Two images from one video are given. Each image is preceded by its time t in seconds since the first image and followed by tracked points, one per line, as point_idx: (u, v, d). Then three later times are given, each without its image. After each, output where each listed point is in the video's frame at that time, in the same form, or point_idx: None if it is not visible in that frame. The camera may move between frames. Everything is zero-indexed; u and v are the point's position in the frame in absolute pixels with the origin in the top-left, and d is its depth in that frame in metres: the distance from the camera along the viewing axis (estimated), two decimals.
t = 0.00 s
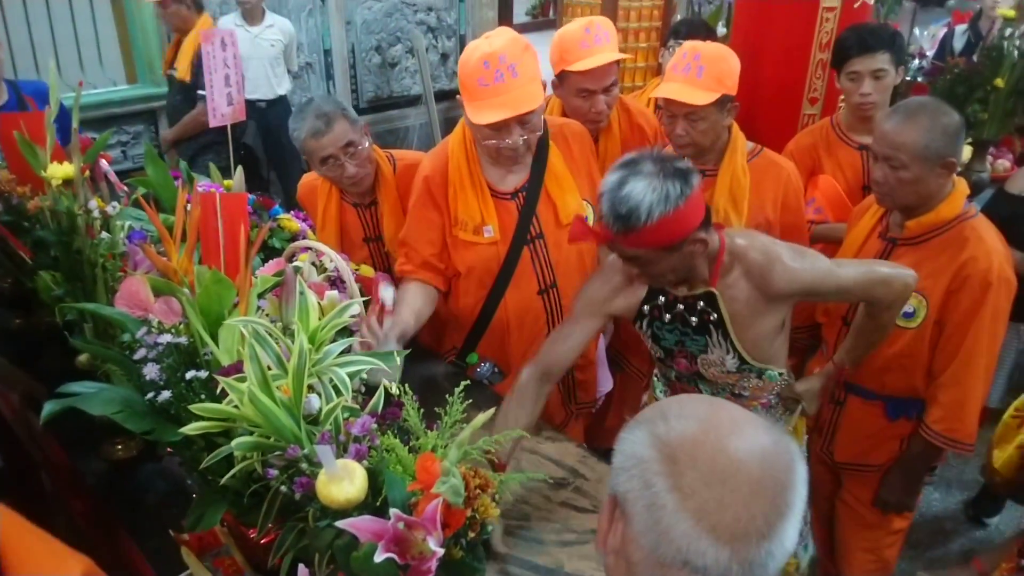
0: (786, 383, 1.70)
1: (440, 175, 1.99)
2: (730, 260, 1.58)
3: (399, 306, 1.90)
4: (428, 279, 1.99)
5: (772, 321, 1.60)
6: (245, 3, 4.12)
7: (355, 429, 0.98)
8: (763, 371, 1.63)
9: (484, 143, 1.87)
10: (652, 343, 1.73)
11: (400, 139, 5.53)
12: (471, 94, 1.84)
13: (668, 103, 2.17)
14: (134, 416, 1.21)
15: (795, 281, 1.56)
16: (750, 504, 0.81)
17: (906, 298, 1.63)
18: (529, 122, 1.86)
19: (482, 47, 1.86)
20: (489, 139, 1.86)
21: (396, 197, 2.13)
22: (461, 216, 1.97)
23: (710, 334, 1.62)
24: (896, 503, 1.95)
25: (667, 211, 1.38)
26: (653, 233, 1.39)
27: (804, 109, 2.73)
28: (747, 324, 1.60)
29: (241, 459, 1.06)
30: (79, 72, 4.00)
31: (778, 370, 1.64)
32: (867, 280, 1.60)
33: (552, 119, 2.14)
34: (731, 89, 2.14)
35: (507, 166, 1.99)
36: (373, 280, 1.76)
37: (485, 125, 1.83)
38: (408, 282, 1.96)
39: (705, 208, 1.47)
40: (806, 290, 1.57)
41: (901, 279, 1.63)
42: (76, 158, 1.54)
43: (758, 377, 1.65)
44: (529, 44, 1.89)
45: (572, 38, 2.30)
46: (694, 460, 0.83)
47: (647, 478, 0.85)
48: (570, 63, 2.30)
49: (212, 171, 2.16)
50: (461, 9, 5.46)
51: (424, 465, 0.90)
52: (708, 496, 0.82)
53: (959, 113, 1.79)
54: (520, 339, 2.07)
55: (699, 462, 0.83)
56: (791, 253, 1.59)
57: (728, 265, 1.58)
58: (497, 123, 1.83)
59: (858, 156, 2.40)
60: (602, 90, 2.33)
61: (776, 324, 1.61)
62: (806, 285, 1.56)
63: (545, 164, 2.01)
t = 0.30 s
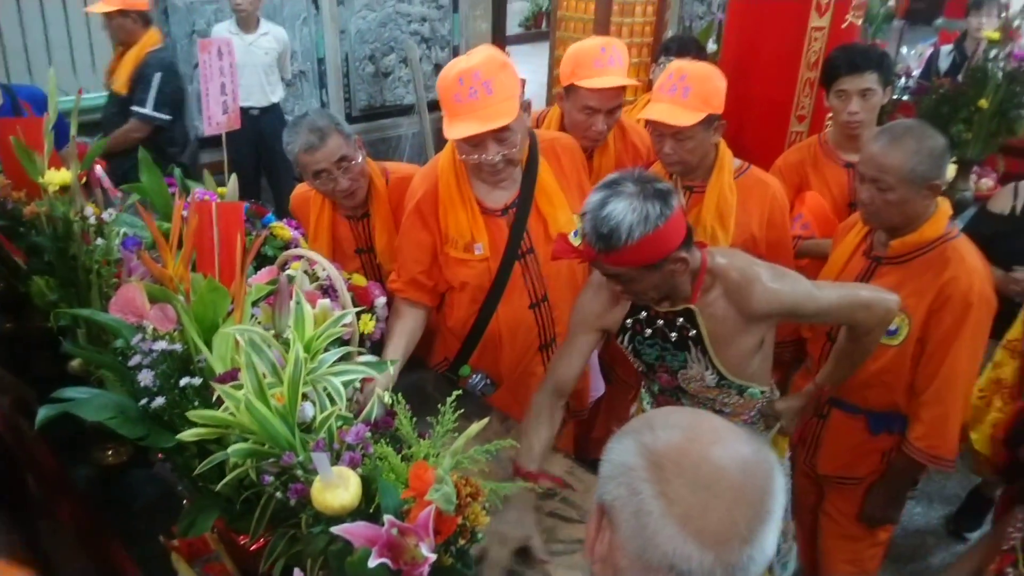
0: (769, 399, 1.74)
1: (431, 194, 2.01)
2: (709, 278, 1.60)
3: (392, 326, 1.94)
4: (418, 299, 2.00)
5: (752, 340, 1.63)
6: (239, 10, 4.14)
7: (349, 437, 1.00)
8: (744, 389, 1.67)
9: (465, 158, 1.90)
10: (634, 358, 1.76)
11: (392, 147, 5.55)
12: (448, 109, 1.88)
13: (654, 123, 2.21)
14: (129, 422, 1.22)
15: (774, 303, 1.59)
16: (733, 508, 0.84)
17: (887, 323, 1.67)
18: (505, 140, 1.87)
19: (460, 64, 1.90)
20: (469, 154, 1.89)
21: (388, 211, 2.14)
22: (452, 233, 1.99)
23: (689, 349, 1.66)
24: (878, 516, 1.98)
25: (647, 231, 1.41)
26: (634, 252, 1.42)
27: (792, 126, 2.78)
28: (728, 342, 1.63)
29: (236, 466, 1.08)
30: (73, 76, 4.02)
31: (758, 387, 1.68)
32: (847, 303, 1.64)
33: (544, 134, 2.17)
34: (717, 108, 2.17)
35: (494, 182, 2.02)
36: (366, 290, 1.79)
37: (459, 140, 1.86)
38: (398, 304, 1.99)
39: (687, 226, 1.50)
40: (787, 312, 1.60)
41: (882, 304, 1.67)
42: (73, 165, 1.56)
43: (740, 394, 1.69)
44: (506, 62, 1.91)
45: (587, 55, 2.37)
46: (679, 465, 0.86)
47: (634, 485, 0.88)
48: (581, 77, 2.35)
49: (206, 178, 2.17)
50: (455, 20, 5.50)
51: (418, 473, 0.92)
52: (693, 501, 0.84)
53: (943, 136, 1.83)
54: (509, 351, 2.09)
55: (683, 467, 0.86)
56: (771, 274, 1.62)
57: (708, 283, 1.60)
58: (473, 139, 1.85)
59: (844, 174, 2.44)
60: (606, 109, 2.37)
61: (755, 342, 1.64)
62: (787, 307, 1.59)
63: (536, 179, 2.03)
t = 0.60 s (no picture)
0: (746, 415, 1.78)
1: (415, 208, 2.04)
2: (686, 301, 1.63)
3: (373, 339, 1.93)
4: (399, 311, 2.03)
5: (727, 360, 1.66)
6: (232, 23, 4.16)
7: (333, 445, 1.02)
8: (720, 406, 1.71)
9: (448, 172, 1.93)
10: (616, 371, 1.80)
11: (381, 160, 5.59)
12: (429, 123, 1.91)
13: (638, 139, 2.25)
14: (114, 429, 1.24)
15: (749, 327, 1.61)
16: (703, 510, 0.87)
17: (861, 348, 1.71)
18: (486, 156, 1.90)
19: (442, 81, 1.93)
20: (450, 169, 1.92)
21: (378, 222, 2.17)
22: (436, 246, 2.02)
23: (666, 367, 1.69)
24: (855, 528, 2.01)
25: (625, 257, 1.44)
26: (613, 276, 1.45)
27: (775, 145, 2.83)
28: (703, 361, 1.65)
29: (221, 473, 1.09)
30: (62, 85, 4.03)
31: (734, 403, 1.71)
32: (822, 327, 1.67)
33: (528, 149, 2.20)
34: (697, 128, 2.20)
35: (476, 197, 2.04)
36: (352, 301, 1.82)
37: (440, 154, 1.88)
38: (380, 315, 2.00)
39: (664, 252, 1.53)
40: (762, 336, 1.63)
41: (857, 328, 1.71)
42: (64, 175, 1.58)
43: (716, 410, 1.72)
44: (487, 79, 1.93)
45: (589, 70, 2.41)
46: (652, 469, 0.89)
47: (609, 488, 0.90)
48: (581, 90, 2.39)
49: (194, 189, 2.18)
50: (444, 35, 5.56)
51: (398, 482, 0.94)
52: (665, 502, 0.87)
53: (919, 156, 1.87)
54: (493, 365, 2.11)
55: (656, 471, 0.89)
56: (746, 298, 1.65)
57: (685, 306, 1.63)
58: (455, 154, 1.88)
59: (825, 192, 2.49)
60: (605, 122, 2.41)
61: (730, 364, 1.66)
62: (762, 331, 1.62)
63: (519, 194, 2.06)
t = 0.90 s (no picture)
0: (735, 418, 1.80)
1: (410, 217, 2.05)
2: (661, 314, 1.62)
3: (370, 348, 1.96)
4: (394, 320, 2.04)
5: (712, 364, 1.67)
6: (235, 33, 4.18)
7: (325, 451, 1.02)
8: (706, 410, 1.73)
9: (440, 185, 1.95)
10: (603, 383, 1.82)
11: (382, 169, 5.62)
12: (418, 138, 1.93)
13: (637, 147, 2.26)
14: (110, 436, 1.24)
15: (727, 334, 1.61)
16: (693, 514, 0.87)
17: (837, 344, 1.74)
18: (477, 168, 1.91)
19: (433, 94, 1.95)
20: (442, 182, 1.94)
21: (377, 230, 2.17)
22: (431, 255, 2.02)
23: (650, 378, 1.70)
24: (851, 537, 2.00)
25: (600, 272, 1.45)
26: (588, 292, 1.46)
27: (774, 154, 2.84)
28: (689, 369, 1.66)
29: (215, 480, 1.10)
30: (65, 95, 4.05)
31: (720, 407, 1.73)
32: (797, 325, 1.68)
33: (524, 158, 2.21)
34: (697, 138, 2.21)
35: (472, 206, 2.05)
36: (350, 308, 1.82)
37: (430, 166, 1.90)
38: (376, 324, 2.02)
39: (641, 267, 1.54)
40: (740, 340, 1.63)
41: (834, 323, 1.72)
42: (64, 184, 1.59)
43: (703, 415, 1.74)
44: (477, 93, 1.94)
45: (593, 75, 2.41)
46: (642, 474, 0.89)
47: (599, 493, 0.90)
48: (585, 95, 2.38)
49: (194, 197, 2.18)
50: (446, 45, 5.59)
51: (389, 489, 0.94)
52: (655, 507, 0.87)
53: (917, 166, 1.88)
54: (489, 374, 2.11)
55: (645, 476, 0.89)
56: (721, 303, 1.65)
57: (661, 319, 1.63)
58: (447, 167, 1.90)
59: (824, 201, 2.50)
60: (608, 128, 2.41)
61: (713, 368, 1.67)
62: (740, 337, 1.62)
63: (516, 204, 2.07)
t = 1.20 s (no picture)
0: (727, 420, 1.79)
1: (403, 224, 2.05)
2: (654, 318, 1.62)
3: (366, 355, 1.96)
4: (389, 327, 2.04)
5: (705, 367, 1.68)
6: (232, 43, 4.18)
7: (319, 460, 1.01)
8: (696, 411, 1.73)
9: (427, 192, 1.96)
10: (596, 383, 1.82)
11: (381, 176, 5.63)
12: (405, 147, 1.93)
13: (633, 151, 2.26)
14: (105, 447, 1.24)
15: (719, 339, 1.61)
16: (688, 517, 0.86)
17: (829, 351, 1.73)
18: (464, 175, 1.92)
19: (418, 103, 1.95)
20: (431, 189, 1.95)
21: (372, 236, 2.17)
22: (424, 261, 2.03)
23: (642, 380, 1.70)
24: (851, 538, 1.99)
25: (591, 275, 1.44)
26: (579, 294, 1.45)
27: (770, 156, 2.84)
28: (678, 372, 1.67)
29: (209, 489, 1.10)
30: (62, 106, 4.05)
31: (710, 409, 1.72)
32: (788, 333, 1.68)
33: (518, 163, 2.21)
34: (693, 142, 2.21)
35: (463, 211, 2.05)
36: (346, 316, 1.81)
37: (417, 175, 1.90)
38: (371, 331, 2.02)
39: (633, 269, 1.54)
40: (731, 346, 1.63)
41: (827, 330, 1.72)
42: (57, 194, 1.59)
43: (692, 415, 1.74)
44: (460, 100, 1.94)
45: (588, 77, 2.42)
46: (637, 477, 0.89)
47: (594, 498, 0.90)
48: (581, 97, 2.39)
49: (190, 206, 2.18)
50: (442, 51, 5.60)
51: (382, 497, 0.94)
52: (650, 511, 0.87)
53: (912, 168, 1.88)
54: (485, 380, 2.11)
55: (640, 479, 0.89)
56: (713, 308, 1.64)
57: (653, 323, 1.62)
58: (434, 173, 1.91)
59: (820, 203, 2.50)
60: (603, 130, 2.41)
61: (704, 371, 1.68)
62: (732, 342, 1.62)
63: (510, 209, 2.07)
